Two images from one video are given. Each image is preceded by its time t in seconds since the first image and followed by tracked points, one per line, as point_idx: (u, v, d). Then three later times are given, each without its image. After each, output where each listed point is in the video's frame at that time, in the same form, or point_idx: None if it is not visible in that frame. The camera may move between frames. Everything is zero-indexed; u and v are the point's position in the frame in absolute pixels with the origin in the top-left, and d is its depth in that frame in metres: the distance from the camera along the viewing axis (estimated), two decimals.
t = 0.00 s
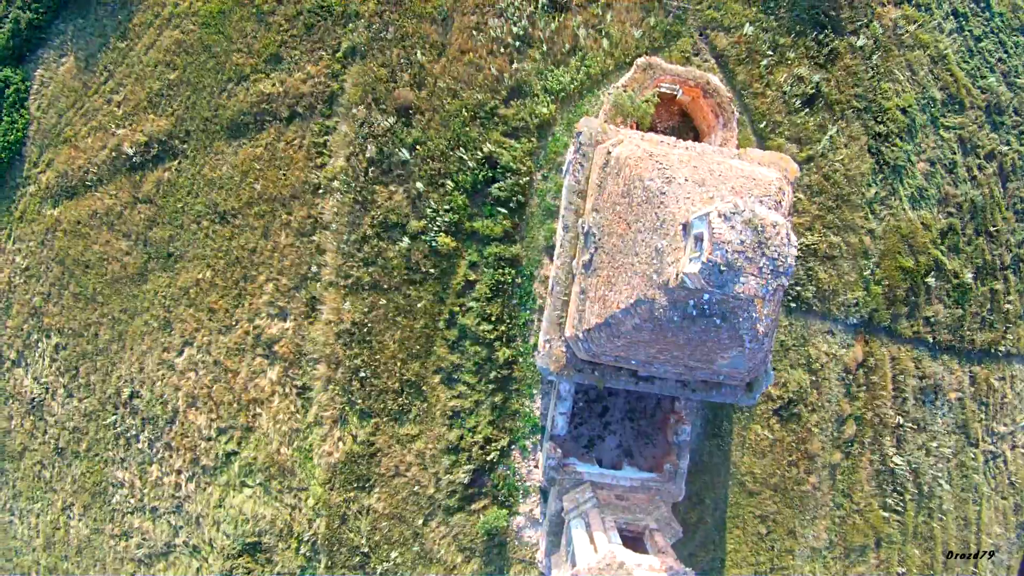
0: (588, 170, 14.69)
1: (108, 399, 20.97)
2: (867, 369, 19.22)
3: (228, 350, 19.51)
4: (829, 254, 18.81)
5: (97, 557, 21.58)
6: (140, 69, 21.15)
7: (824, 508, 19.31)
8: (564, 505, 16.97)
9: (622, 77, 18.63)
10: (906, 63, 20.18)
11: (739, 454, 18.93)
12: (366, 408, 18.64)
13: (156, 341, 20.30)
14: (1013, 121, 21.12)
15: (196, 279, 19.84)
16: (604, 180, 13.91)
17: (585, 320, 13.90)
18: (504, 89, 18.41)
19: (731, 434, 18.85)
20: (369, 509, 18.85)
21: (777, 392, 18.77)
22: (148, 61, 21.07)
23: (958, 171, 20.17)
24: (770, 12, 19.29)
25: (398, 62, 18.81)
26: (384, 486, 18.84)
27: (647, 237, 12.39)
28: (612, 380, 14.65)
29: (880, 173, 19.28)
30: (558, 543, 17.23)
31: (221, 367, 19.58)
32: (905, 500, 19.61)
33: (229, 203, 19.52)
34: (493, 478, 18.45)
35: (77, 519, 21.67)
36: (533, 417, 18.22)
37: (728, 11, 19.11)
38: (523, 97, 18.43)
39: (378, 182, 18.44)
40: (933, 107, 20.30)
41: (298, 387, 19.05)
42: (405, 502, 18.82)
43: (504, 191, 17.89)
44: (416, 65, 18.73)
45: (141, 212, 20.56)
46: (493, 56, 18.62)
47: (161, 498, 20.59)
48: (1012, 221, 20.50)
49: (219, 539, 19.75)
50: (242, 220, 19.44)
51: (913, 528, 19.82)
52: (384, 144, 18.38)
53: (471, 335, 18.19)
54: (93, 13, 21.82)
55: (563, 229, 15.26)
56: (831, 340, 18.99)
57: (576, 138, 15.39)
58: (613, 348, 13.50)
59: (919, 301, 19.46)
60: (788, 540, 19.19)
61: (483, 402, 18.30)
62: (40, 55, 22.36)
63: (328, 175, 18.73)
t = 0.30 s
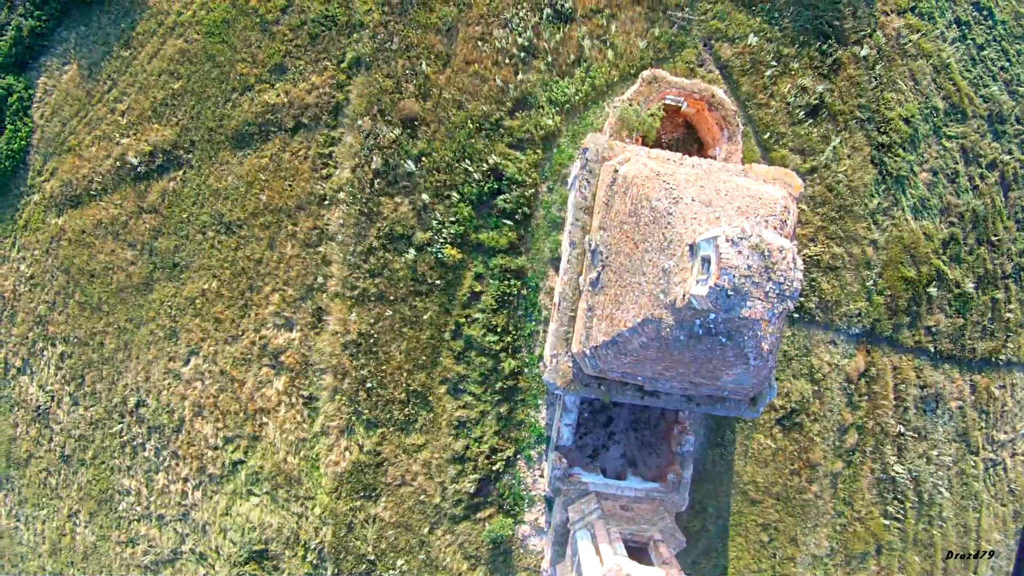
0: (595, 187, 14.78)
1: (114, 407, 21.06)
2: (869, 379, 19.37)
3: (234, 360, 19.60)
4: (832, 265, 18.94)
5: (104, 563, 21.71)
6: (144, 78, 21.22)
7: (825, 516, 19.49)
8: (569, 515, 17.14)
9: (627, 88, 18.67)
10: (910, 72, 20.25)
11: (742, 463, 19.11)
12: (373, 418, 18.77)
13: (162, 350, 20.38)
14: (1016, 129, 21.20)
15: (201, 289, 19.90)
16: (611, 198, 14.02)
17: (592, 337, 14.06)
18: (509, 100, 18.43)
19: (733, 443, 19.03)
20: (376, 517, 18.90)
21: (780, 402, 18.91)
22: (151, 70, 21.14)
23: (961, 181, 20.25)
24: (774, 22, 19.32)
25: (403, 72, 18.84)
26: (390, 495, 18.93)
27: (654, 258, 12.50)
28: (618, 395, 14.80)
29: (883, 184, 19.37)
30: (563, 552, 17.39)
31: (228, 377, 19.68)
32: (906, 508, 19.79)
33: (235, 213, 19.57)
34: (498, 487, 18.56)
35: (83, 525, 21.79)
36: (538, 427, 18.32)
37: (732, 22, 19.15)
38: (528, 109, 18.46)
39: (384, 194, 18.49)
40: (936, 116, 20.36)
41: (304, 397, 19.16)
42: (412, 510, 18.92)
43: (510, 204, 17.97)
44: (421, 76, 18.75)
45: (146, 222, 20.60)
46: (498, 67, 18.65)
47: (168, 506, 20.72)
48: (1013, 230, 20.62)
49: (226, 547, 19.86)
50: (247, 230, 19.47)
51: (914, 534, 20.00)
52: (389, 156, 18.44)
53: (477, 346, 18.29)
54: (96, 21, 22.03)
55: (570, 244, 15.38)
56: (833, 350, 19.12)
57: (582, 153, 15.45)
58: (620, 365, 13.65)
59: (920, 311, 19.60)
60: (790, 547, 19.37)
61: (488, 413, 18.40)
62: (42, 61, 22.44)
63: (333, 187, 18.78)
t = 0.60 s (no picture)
0: (604, 209, 14.91)
1: (116, 406, 21.18)
2: (867, 401, 19.52)
3: (238, 364, 19.71)
4: (835, 287, 19.04)
5: (101, 560, 21.84)
6: (154, 77, 21.24)
7: (818, 535, 19.66)
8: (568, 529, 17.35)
9: (638, 106, 18.70)
10: (918, 96, 20.32)
11: (738, 480, 19.29)
12: (374, 426, 18.90)
13: (165, 351, 20.46)
14: (1022, 156, 21.31)
15: (207, 292, 19.96)
16: (620, 222, 14.16)
17: (596, 360, 14.25)
18: (519, 114, 18.41)
19: (730, 461, 19.18)
20: (375, 523, 19.02)
21: (779, 421, 19.03)
22: (162, 69, 21.17)
23: (965, 207, 20.33)
24: (785, 43, 19.41)
25: (414, 82, 18.80)
26: (390, 502, 19.06)
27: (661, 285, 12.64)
28: (621, 415, 14.98)
29: (888, 208, 19.46)
30: (560, 565, 17.62)
31: (231, 380, 19.80)
32: (898, 529, 19.86)
33: (242, 217, 19.60)
34: (497, 498, 18.74)
35: (82, 521, 21.95)
36: (539, 440, 18.49)
37: (744, 41, 19.24)
38: (539, 123, 18.44)
39: (392, 204, 18.52)
40: (943, 141, 20.43)
41: (307, 403, 19.29)
42: (411, 518, 19.03)
43: (517, 218, 18.00)
44: (432, 86, 18.70)
45: (153, 222, 20.63)
46: (509, 80, 18.65)
47: (168, 505, 20.87)
48: (1015, 256, 20.73)
49: (225, 548, 20.01)
50: (254, 235, 19.51)
51: (907, 554, 20.02)
52: (398, 166, 18.45)
53: (480, 358, 18.40)
54: (107, 17, 22.16)
55: (577, 265, 15.54)
56: (833, 372, 19.27)
57: (592, 174, 15.55)
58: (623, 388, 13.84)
59: (920, 335, 19.71)
60: (782, 564, 19.52)
61: (489, 424, 18.54)
62: (52, 57, 22.64)
63: (342, 195, 18.79)
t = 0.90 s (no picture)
0: (615, 242, 15.31)
1: (126, 419, 21.43)
2: (867, 421, 19.90)
3: (249, 381, 19.97)
4: (838, 310, 19.36)
5: (110, 569, 22.13)
6: (164, 92, 21.35)
7: (816, 550, 19.91)
8: (574, 548, 17.73)
9: (647, 130, 18.93)
10: (924, 120, 20.64)
11: (740, 497, 19.63)
12: (384, 444, 19.21)
13: (176, 366, 20.70)
14: None
15: (218, 309, 20.15)
16: (631, 257, 14.56)
17: (606, 391, 14.70)
18: (530, 137, 18.61)
19: (733, 479, 19.53)
20: (383, 538, 19.31)
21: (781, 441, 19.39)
22: (172, 85, 21.28)
23: (967, 230, 20.67)
24: (794, 67, 19.69)
25: (425, 104, 18.96)
26: (398, 518, 19.35)
27: (671, 322, 13.06)
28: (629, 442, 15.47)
29: (892, 232, 19.76)
30: None
31: (242, 396, 20.05)
32: (894, 544, 20.09)
33: (254, 235, 19.78)
34: (505, 514, 18.99)
35: (92, 531, 22.24)
36: (546, 458, 18.83)
37: (753, 66, 19.50)
38: (549, 146, 18.65)
39: (404, 226, 18.76)
40: (947, 164, 20.75)
41: (317, 419, 19.58)
42: (418, 533, 19.26)
43: (527, 241, 18.21)
44: (444, 108, 18.87)
45: (164, 238, 20.78)
46: (520, 103, 18.83)
47: (178, 517, 21.17)
48: (1015, 278, 21.12)
49: (235, 560, 20.37)
50: (266, 254, 19.70)
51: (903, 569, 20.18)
52: (409, 188, 18.64)
53: (489, 378, 18.69)
54: (116, 30, 22.21)
55: (588, 295, 15.97)
56: (834, 393, 19.64)
57: (603, 206, 15.92)
58: (633, 419, 14.29)
59: (920, 356, 20.06)
60: None
61: (497, 443, 18.83)
62: (60, 68, 22.72)
63: (353, 215, 18.99)
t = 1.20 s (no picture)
0: (622, 267, 15.80)
1: (139, 444, 21.66)
2: (869, 426, 20.34)
3: (261, 405, 20.22)
4: (839, 319, 19.72)
5: None
6: (165, 119, 21.59)
7: (823, 552, 20.34)
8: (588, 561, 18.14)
9: (648, 147, 19.17)
10: (920, 127, 20.94)
11: (747, 504, 20.01)
12: (398, 463, 19.52)
13: (187, 392, 20.93)
14: (1020, 181, 22.04)
15: (228, 334, 20.35)
16: (637, 284, 15.05)
17: (617, 413, 15.19)
18: (532, 158, 18.80)
19: (740, 487, 19.93)
20: (399, 555, 19.58)
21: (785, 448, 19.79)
22: (172, 111, 21.52)
23: (965, 234, 21.05)
24: (791, 80, 19.97)
25: (427, 127, 19.12)
26: (413, 534, 19.61)
27: (679, 349, 13.52)
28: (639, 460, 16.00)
29: (891, 240, 20.12)
30: None
31: (255, 420, 20.30)
32: (900, 544, 20.57)
33: (260, 261, 19.96)
34: (517, 528, 19.28)
35: (108, 555, 22.47)
36: (557, 473, 19.06)
37: (751, 80, 19.84)
38: (552, 166, 18.83)
39: (410, 249, 18.93)
40: (944, 171, 21.09)
41: (330, 440, 19.83)
42: (433, 549, 19.57)
43: (532, 261, 18.44)
44: (446, 131, 19.05)
45: (169, 265, 20.95)
46: (522, 124, 19.03)
47: (194, 539, 21.42)
48: (1013, 280, 21.52)
49: None
50: (273, 280, 19.89)
51: (909, 568, 20.73)
52: (414, 212, 18.82)
53: (499, 397, 18.97)
54: (115, 56, 22.42)
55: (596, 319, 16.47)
56: (837, 400, 20.05)
57: (608, 231, 16.37)
58: (644, 441, 14.78)
59: (921, 361, 20.49)
60: None
61: (509, 459, 19.13)
62: (60, 96, 22.91)
63: (359, 239, 19.16)
